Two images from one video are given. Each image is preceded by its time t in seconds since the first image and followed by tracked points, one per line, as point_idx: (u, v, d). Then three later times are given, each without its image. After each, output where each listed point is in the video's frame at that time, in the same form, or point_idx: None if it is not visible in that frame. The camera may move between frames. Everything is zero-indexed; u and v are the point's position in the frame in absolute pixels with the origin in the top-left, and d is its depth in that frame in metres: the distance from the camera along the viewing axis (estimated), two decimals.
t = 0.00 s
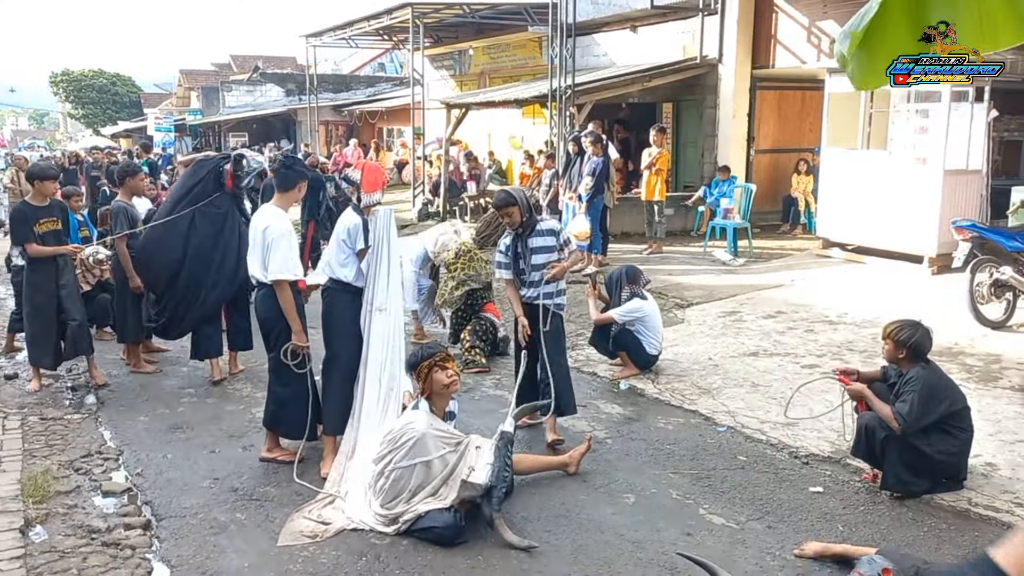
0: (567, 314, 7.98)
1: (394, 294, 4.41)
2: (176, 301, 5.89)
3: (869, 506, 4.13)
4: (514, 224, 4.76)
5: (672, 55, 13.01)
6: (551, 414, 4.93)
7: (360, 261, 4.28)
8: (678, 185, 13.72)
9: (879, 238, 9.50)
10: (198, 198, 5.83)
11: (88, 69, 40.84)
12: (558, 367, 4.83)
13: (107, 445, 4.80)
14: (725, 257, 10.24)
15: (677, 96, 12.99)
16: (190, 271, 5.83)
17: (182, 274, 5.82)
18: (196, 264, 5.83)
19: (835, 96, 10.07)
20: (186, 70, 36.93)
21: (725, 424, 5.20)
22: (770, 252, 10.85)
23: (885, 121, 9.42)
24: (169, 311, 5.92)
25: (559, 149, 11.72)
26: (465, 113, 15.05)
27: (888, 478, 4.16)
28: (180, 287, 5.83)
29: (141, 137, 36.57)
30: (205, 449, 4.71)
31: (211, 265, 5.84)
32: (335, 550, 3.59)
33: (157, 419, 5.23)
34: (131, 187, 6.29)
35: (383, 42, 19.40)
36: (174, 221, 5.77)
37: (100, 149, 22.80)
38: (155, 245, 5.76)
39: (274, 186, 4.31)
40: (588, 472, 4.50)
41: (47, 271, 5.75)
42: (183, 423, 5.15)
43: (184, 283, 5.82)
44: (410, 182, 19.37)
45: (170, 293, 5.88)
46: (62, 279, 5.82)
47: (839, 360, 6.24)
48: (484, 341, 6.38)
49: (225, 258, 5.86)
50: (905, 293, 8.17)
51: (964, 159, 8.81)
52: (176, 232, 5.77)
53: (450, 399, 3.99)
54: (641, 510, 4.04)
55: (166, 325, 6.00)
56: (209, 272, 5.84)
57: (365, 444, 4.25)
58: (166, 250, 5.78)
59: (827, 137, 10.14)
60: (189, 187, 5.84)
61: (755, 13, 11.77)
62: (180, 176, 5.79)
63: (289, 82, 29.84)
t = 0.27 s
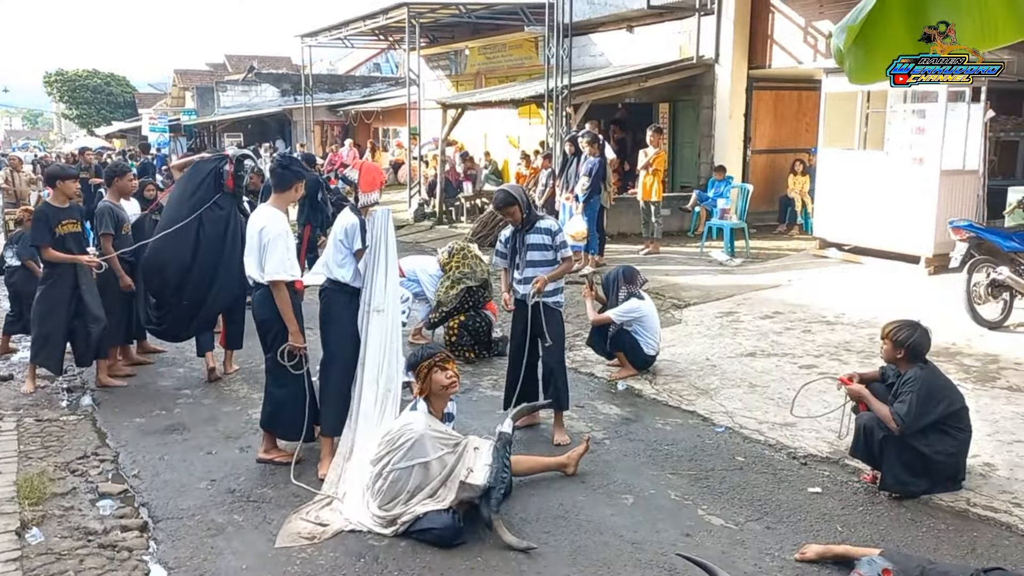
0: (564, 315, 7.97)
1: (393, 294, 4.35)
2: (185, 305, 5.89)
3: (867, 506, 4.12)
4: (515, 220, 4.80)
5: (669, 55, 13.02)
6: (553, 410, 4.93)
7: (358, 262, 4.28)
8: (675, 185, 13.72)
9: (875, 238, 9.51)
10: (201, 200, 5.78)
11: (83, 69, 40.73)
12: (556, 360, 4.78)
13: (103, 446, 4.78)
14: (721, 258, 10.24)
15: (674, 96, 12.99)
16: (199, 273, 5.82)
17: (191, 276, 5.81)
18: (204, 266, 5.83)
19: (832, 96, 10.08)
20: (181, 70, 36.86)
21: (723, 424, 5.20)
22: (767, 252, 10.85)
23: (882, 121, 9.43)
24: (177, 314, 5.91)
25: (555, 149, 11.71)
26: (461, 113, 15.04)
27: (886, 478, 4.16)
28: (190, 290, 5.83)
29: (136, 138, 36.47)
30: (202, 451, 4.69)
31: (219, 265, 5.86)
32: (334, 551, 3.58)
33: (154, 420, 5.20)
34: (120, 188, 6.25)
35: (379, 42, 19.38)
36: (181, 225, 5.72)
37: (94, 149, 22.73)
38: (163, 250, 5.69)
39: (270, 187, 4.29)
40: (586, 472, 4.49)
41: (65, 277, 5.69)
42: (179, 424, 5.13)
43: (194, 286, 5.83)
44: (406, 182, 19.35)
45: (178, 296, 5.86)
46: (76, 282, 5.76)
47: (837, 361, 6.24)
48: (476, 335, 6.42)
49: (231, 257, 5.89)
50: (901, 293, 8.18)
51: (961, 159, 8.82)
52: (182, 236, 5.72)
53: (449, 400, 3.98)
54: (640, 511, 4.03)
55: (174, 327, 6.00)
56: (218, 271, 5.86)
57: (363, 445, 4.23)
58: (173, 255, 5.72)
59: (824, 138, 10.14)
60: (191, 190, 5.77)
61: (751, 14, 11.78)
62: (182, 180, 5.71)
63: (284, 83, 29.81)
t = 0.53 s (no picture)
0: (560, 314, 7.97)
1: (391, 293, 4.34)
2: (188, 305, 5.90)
3: (864, 504, 4.14)
4: (515, 217, 4.84)
5: (664, 55, 13.03)
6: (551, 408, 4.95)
7: (355, 261, 4.29)
8: (670, 185, 13.75)
9: (870, 237, 9.53)
10: (199, 200, 5.81)
11: (77, 69, 40.62)
12: (548, 359, 4.83)
13: (100, 445, 4.77)
14: (717, 257, 10.25)
15: (669, 96, 13.00)
16: (201, 273, 5.84)
17: (193, 277, 5.83)
18: (205, 266, 5.84)
19: (827, 96, 10.10)
20: (176, 70, 36.80)
21: (719, 423, 5.21)
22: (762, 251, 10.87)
23: (877, 121, 9.45)
24: (180, 315, 5.93)
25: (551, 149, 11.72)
26: (456, 113, 15.03)
27: (882, 476, 4.17)
28: (193, 291, 5.85)
29: (131, 137, 36.39)
30: (199, 450, 4.69)
31: (220, 265, 5.88)
32: (332, 550, 3.58)
33: (150, 419, 5.19)
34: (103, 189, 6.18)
35: (374, 41, 19.36)
36: (181, 225, 5.75)
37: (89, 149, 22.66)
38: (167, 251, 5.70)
39: (267, 186, 4.29)
40: (583, 471, 4.50)
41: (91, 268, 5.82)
42: (176, 423, 5.12)
43: (197, 286, 5.85)
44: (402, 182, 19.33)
45: (181, 297, 5.87)
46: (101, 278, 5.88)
47: (833, 359, 6.26)
48: (463, 326, 6.37)
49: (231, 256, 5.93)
50: (896, 292, 8.20)
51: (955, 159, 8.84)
52: (183, 236, 5.73)
53: (446, 399, 3.98)
54: (637, 509, 4.03)
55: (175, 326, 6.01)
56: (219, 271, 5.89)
57: (360, 444, 4.23)
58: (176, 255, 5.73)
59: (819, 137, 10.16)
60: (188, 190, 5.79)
61: (747, 13, 11.79)
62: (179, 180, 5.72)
63: (280, 82, 29.77)
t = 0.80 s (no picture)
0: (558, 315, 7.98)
1: (391, 292, 4.33)
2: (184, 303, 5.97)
3: (862, 504, 4.15)
4: (515, 216, 4.85)
5: (663, 56, 13.05)
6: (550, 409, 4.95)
7: (355, 262, 4.31)
8: (669, 186, 13.76)
9: (868, 238, 9.54)
10: (193, 202, 5.84)
11: (75, 70, 40.61)
12: (545, 359, 4.82)
13: (99, 446, 4.77)
14: (715, 258, 10.26)
15: (668, 97, 13.01)
16: (196, 271, 5.88)
17: (188, 278, 5.89)
18: (199, 268, 5.89)
19: (825, 97, 10.12)
20: (174, 70, 36.81)
21: (718, 423, 5.22)
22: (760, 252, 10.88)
23: (875, 122, 9.47)
24: (176, 314, 6.01)
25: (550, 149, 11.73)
26: (455, 113, 15.04)
27: (881, 477, 4.18)
28: (188, 289, 5.92)
29: (129, 138, 36.38)
30: (199, 451, 4.69)
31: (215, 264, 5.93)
32: (332, 550, 3.58)
33: (149, 420, 5.20)
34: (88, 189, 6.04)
35: (372, 42, 19.37)
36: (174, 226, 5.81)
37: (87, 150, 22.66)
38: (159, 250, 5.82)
39: (266, 187, 4.30)
40: (582, 471, 4.50)
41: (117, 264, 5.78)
42: (176, 424, 5.12)
43: (192, 284, 5.91)
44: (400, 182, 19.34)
45: (176, 297, 5.96)
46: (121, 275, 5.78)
47: (831, 360, 6.27)
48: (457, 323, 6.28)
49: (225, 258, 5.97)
50: (894, 293, 8.21)
51: (953, 159, 8.86)
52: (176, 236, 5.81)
53: (446, 400, 3.99)
54: (636, 509, 4.04)
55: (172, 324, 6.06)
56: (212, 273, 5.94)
57: (359, 445, 4.23)
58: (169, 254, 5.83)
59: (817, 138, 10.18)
60: (180, 191, 5.83)
61: (744, 14, 11.80)
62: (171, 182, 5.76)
63: (278, 83, 29.75)
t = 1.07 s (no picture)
0: (556, 314, 7.98)
1: (390, 291, 4.31)
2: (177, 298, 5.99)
3: (860, 502, 4.16)
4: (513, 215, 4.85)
5: (660, 55, 13.06)
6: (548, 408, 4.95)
7: (353, 261, 4.31)
8: (666, 185, 13.78)
9: (865, 237, 9.56)
10: (185, 196, 5.93)
11: (72, 69, 40.56)
12: (540, 359, 4.82)
13: (97, 445, 4.77)
14: (712, 257, 10.28)
15: (665, 96, 13.02)
16: (187, 266, 5.94)
17: (179, 272, 5.94)
18: (190, 262, 5.95)
19: (822, 96, 10.13)
20: (171, 69, 36.78)
21: (715, 422, 5.23)
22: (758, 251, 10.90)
23: (872, 121, 9.48)
24: (169, 310, 6.02)
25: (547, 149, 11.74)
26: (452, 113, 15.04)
27: (878, 475, 4.19)
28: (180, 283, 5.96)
29: (126, 137, 36.34)
30: (197, 450, 4.69)
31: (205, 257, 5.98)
32: (330, 549, 3.58)
33: (147, 419, 5.20)
34: (76, 191, 6.07)
35: (370, 41, 19.37)
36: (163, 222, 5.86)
37: (84, 150, 22.63)
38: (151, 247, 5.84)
39: (264, 186, 4.31)
40: (580, 470, 4.51)
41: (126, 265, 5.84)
42: (174, 423, 5.13)
43: (184, 278, 5.95)
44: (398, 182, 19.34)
45: (168, 292, 5.99)
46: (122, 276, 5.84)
47: (828, 359, 6.28)
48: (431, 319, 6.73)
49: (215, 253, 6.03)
50: (890, 292, 8.23)
51: (950, 158, 8.87)
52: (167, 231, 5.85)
53: (443, 399, 3.99)
54: (634, 508, 4.05)
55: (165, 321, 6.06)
56: (204, 268, 5.97)
57: (358, 444, 4.22)
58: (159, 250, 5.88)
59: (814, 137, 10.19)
60: (167, 188, 5.89)
61: (742, 13, 11.80)
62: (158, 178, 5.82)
63: (275, 82, 29.72)
